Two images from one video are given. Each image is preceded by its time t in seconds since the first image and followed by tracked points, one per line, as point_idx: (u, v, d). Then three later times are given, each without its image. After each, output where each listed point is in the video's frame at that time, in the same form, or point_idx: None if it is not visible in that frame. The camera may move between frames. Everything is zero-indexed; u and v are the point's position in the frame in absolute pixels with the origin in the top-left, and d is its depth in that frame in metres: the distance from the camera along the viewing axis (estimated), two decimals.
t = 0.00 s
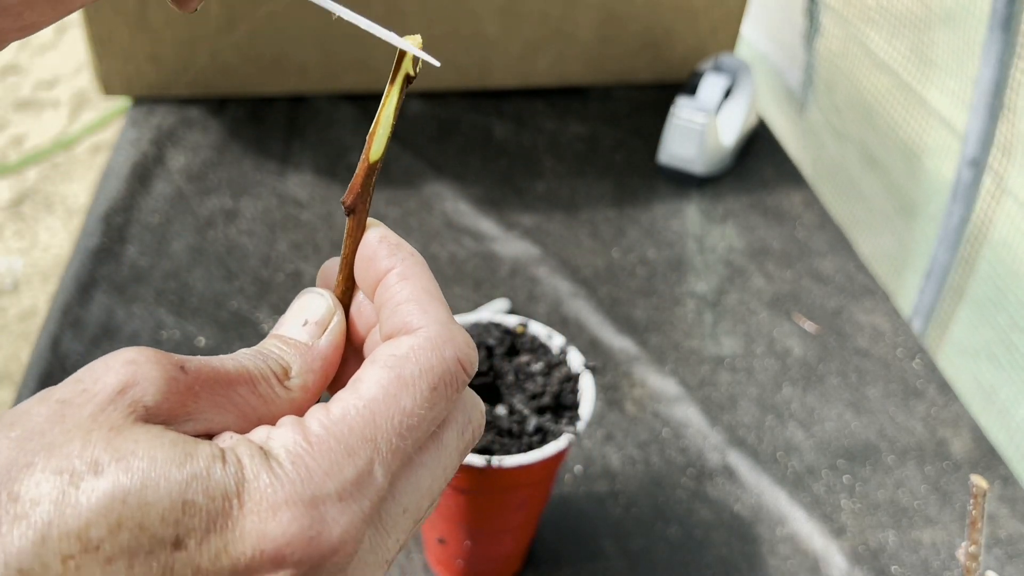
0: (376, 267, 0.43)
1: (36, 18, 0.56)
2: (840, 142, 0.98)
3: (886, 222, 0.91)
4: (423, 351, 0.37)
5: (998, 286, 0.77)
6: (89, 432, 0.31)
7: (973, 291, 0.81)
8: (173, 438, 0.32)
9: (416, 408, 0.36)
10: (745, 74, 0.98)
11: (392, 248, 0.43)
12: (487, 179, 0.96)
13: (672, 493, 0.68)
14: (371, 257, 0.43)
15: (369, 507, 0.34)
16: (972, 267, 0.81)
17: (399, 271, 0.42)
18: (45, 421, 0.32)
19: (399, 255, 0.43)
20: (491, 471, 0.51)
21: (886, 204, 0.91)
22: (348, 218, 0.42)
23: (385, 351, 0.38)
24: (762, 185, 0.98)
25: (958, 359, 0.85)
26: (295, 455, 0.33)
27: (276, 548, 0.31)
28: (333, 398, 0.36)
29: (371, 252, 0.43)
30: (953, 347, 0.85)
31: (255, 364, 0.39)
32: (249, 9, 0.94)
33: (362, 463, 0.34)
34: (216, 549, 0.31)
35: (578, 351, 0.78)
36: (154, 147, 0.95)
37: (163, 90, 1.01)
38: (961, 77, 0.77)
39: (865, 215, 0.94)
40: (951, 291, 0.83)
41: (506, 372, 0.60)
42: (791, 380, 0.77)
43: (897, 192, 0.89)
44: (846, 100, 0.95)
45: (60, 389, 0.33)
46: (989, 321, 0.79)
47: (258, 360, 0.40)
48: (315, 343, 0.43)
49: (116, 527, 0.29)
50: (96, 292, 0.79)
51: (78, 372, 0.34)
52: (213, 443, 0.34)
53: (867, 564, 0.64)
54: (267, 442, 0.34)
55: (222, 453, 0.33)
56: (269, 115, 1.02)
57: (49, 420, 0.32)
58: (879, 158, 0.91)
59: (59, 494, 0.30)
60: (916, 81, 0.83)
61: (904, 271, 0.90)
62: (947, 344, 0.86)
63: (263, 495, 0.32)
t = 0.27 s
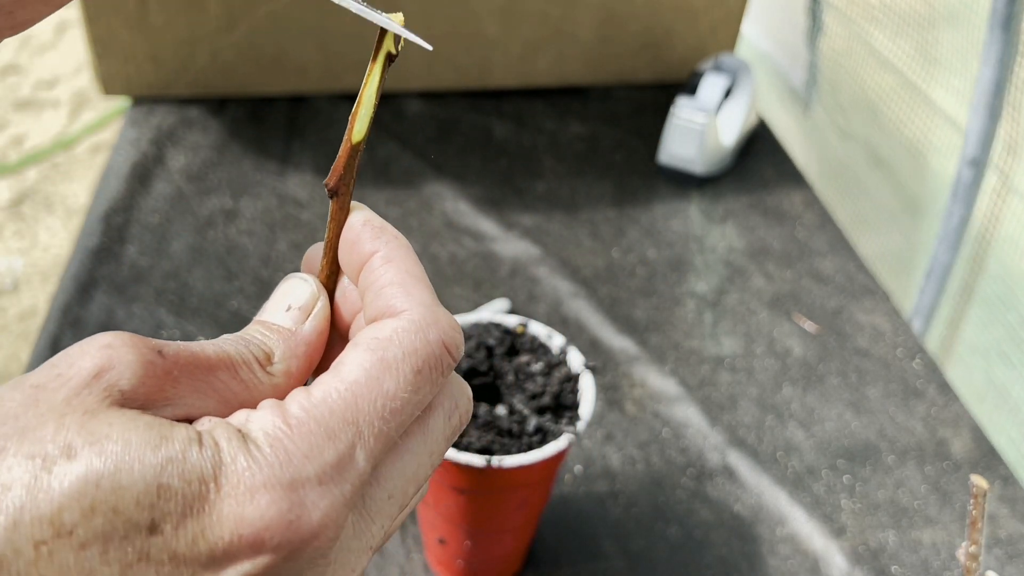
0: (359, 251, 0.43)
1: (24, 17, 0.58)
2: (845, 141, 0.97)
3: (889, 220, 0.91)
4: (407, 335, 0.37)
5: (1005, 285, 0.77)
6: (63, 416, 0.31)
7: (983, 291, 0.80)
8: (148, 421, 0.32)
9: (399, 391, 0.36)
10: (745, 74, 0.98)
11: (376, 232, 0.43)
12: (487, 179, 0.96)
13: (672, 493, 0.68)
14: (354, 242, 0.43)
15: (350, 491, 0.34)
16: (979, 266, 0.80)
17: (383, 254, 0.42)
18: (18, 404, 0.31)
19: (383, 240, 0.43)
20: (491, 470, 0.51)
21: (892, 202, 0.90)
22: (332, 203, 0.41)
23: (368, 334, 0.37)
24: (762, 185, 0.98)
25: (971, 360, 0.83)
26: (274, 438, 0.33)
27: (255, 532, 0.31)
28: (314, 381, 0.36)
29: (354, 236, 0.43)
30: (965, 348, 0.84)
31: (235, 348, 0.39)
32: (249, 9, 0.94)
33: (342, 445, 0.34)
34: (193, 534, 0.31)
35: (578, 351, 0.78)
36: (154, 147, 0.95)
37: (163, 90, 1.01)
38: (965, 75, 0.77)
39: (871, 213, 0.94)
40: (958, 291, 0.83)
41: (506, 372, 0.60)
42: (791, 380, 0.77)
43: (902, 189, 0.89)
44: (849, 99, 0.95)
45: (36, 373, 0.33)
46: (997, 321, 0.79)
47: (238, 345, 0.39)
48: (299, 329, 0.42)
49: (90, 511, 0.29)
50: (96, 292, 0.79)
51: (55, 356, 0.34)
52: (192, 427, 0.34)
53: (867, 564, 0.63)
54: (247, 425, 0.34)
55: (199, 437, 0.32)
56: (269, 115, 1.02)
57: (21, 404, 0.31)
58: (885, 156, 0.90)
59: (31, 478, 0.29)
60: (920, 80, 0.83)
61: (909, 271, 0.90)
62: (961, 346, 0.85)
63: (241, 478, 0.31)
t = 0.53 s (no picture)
0: (347, 251, 0.43)
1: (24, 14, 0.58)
2: (851, 141, 0.97)
3: (892, 221, 0.91)
4: (395, 335, 0.37)
5: (1008, 285, 0.77)
6: (48, 420, 0.31)
7: (987, 291, 0.80)
8: (134, 425, 0.31)
9: (388, 392, 0.36)
10: (745, 74, 0.97)
11: (363, 232, 0.43)
12: (487, 179, 0.96)
13: (672, 493, 0.68)
14: (342, 242, 0.43)
15: (340, 493, 0.34)
16: (982, 266, 0.80)
17: (371, 254, 0.42)
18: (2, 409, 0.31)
19: (370, 240, 0.43)
20: (491, 471, 0.51)
21: (897, 201, 0.90)
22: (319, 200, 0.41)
23: (357, 335, 0.37)
24: (762, 185, 0.98)
25: (973, 359, 0.83)
26: (262, 441, 0.33)
27: (244, 535, 0.31)
28: (302, 383, 0.36)
29: (342, 235, 0.44)
30: (967, 348, 0.84)
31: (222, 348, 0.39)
32: (249, 9, 0.94)
33: (330, 447, 0.33)
34: (181, 538, 0.31)
35: (578, 351, 0.78)
36: (154, 147, 0.95)
37: (163, 90, 1.01)
38: (967, 74, 0.77)
39: (876, 212, 0.94)
40: (961, 291, 0.83)
41: (506, 372, 0.60)
42: (791, 380, 0.77)
43: (906, 188, 0.88)
44: (854, 99, 0.94)
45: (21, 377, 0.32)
46: (1000, 321, 0.78)
47: (225, 346, 0.39)
48: (286, 329, 0.42)
49: (77, 517, 0.29)
50: (96, 292, 0.79)
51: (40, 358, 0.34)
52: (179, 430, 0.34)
53: (867, 564, 0.63)
54: (235, 427, 0.34)
55: (187, 439, 0.32)
56: (269, 115, 1.02)
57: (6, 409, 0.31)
58: (890, 156, 0.90)
59: (16, 484, 0.29)
60: (922, 79, 0.83)
61: (913, 271, 0.90)
62: (963, 346, 0.85)
63: (229, 482, 0.31)
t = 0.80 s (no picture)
0: (352, 244, 0.43)
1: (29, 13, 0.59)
2: (845, 142, 0.97)
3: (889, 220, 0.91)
4: (402, 324, 0.37)
5: (1001, 285, 0.77)
6: (60, 413, 0.30)
7: (979, 292, 0.80)
8: (146, 417, 0.32)
9: (397, 381, 0.36)
10: (745, 74, 0.98)
11: (369, 225, 0.43)
12: (487, 179, 0.96)
13: (672, 493, 0.68)
14: (347, 235, 0.43)
15: (350, 482, 0.34)
16: (977, 267, 0.80)
17: (377, 247, 0.42)
18: (14, 404, 0.31)
19: (377, 233, 0.43)
20: (491, 471, 0.51)
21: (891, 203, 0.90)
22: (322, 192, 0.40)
23: (363, 326, 0.37)
24: (762, 185, 0.98)
25: (969, 359, 0.83)
26: (272, 431, 0.33)
27: (256, 525, 0.31)
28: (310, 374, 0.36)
29: (346, 230, 0.43)
30: (963, 348, 0.84)
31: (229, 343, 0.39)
32: (249, 9, 0.94)
33: (340, 437, 0.33)
34: (193, 529, 0.30)
35: (578, 351, 0.78)
36: (154, 147, 0.95)
37: (163, 90, 1.01)
38: (961, 76, 0.77)
39: (869, 213, 0.94)
40: (958, 291, 0.82)
41: (506, 372, 0.60)
42: (791, 380, 0.76)
43: (901, 189, 0.88)
44: (849, 99, 0.94)
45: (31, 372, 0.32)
46: (994, 323, 0.79)
47: (232, 342, 0.39)
48: (292, 324, 0.42)
49: (91, 509, 0.29)
50: (96, 292, 0.79)
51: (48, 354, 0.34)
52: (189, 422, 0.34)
53: (867, 564, 0.63)
54: (245, 418, 0.34)
55: (197, 431, 0.32)
56: (269, 115, 1.02)
57: (18, 403, 0.31)
58: (884, 157, 0.90)
59: (31, 477, 0.29)
60: (917, 81, 0.83)
61: (905, 270, 0.90)
62: (960, 346, 0.84)
63: (241, 472, 0.31)
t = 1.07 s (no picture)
0: (317, 212, 0.43)
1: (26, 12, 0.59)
2: (829, 145, 0.99)
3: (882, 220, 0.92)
4: (367, 291, 0.36)
5: (988, 287, 0.79)
6: (18, 388, 0.30)
7: (961, 296, 0.82)
8: (106, 389, 0.31)
9: (366, 349, 0.35)
10: (745, 74, 0.98)
11: (333, 192, 0.43)
12: (486, 179, 0.96)
13: (672, 493, 0.68)
14: (312, 203, 0.43)
15: (324, 450, 0.33)
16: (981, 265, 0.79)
17: (342, 212, 0.42)
18: None
19: (340, 199, 0.43)
20: (491, 470, 0.51)
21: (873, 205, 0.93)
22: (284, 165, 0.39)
23: (327, 293, 0.37)
24: (762, 185, 0.98)
25: (978, 363, 0.82)
26: (240, 399, 0.32)
27: (226, 495, 0.30)
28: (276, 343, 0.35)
29: (309, 199, 0.43)
30: (969, 349, 0.83)
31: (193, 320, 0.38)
32: (249, 9, 0.94)
33: (311, 405, 0.33)
34: (161, 503, 0.30)
35: (578, 351, 0.78)
36: (154, 147, 0.95)
37: (163, 90, 1.01)
38: (953, 76, 0.78)
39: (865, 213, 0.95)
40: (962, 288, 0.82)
41: (506, 372, 0.60)
42: (791, 380, 0.76)
43: (885, 192, 0.91)
44: (832, 102, 0.97)
45: None
46: (978, 324, 0.81)
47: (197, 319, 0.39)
48: (257, 299, 0.42)
49: (52, 484, 0.28)
50: (95, 292, 0.79)
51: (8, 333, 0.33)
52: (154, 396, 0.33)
53: (867, 564, 0.63)
54: (212, 389, 0.33)
55: (162, 403, 0.31)
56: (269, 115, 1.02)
57: None
58: (868, 160, 0.93)
59: None
60: (903, 84, 0.86)
61: (895, 269, 0.91)
62: (965, 347, 0.84)
63: (208, 442, 0.31)
